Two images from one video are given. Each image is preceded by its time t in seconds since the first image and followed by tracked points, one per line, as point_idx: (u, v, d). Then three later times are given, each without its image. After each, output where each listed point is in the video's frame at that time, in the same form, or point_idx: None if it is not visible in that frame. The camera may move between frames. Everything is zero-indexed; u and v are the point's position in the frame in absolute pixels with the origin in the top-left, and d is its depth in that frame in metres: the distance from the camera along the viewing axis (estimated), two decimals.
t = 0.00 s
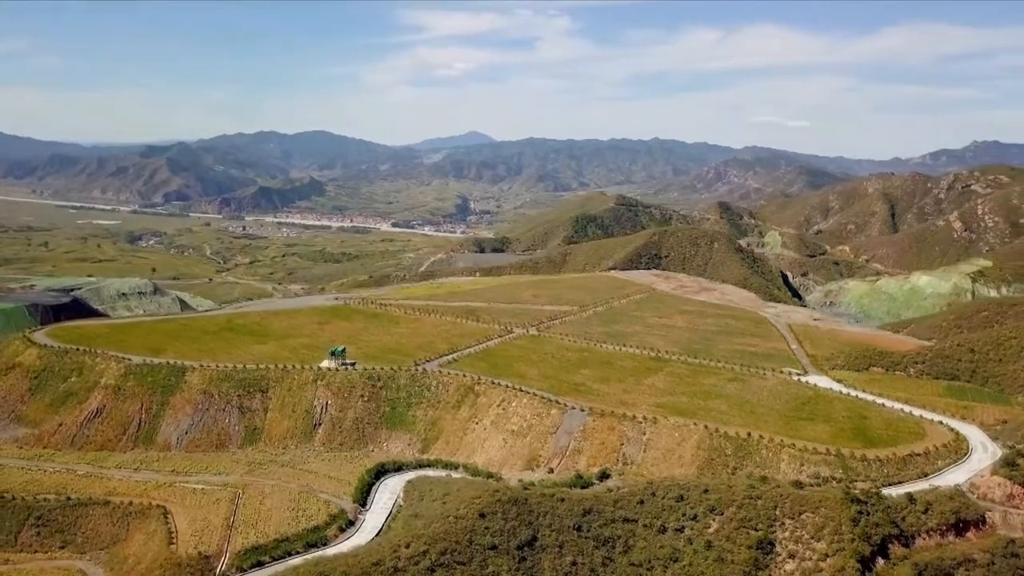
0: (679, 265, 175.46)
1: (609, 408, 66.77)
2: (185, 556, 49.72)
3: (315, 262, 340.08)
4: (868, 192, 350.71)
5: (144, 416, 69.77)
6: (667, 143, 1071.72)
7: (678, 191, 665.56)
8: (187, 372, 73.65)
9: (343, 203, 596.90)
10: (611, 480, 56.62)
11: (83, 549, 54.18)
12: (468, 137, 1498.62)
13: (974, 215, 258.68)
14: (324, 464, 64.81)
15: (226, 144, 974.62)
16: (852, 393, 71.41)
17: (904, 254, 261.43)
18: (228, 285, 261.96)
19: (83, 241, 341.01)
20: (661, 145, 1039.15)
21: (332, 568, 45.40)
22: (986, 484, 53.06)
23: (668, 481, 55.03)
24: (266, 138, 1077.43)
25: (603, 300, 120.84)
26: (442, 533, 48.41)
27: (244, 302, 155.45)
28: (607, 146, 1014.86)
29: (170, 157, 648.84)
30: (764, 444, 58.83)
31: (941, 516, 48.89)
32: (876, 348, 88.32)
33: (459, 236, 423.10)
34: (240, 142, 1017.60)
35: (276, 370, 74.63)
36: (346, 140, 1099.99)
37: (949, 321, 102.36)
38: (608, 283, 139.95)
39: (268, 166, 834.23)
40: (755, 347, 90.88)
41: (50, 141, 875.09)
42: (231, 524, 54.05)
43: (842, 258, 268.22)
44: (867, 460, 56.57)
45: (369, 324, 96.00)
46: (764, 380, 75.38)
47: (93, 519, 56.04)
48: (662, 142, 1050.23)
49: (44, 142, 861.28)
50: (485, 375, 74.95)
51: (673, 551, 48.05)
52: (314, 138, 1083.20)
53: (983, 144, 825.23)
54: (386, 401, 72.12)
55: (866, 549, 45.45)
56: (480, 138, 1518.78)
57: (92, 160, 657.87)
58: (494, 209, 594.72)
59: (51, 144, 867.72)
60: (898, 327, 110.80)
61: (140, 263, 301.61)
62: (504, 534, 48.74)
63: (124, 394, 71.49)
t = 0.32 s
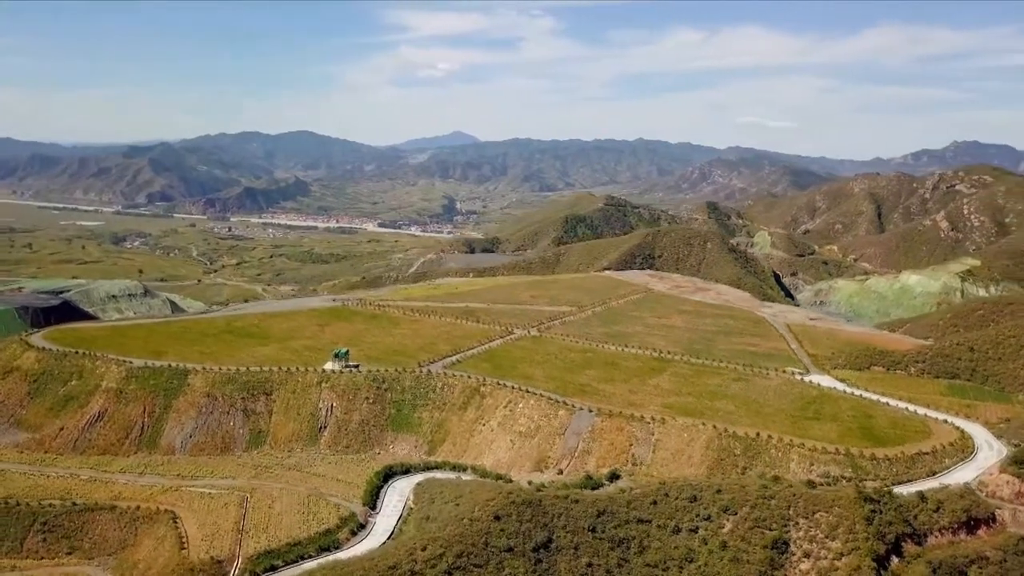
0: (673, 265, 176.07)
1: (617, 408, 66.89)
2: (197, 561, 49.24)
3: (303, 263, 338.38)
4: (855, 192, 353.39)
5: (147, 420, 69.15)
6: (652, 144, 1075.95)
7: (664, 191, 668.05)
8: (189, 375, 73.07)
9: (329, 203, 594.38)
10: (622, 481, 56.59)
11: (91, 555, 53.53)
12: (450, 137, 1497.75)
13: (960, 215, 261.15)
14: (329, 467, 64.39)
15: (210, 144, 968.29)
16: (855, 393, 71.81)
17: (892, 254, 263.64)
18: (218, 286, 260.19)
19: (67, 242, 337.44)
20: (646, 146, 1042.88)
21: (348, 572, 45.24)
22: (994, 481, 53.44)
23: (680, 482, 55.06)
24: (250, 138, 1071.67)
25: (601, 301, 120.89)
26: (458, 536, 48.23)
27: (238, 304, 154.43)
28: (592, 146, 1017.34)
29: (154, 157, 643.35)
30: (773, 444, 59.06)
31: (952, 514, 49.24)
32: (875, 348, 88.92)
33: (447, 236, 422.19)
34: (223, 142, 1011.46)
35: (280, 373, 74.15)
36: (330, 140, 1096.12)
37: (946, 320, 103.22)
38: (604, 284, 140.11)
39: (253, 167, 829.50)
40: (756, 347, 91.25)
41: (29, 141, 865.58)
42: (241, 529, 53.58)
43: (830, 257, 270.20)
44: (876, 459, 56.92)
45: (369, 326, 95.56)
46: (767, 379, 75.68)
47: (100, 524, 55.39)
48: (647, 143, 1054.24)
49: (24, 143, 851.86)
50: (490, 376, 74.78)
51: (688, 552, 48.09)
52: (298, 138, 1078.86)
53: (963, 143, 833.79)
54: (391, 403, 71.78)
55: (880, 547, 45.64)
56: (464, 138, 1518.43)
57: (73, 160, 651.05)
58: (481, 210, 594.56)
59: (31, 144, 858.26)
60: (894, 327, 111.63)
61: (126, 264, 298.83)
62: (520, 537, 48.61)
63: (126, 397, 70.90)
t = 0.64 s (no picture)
0: (666, 265, 176.66)
1: (623, 408, 67.02)
2: (209, 565, 48.86)
3: (292, 264, 336.70)
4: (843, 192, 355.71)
5: (149, 423, 68.63)
6: (639, 145, 1079.17)
7: (650, 191, 669.88)
8: (191, 377, 72.59)
9: (316, 203, 591.71)
10: (630, 481, 56.65)
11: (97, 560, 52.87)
12: (436, 138, 1496.72)
13: (948, 215, 263.43)
14: (336, 469, 64.14)
15: (194, 144, 961.43)
16: (858, 391, 72.31)
17: (881, 253, 265.67)
18: (207, 287, 258.78)
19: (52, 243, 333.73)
20: (633, 146, 1045.92)
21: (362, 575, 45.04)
22: (1000, 479, 53.92)
23: (689, 483, 55.21)
24: (235, 138, 1065.58)
25: (598, 301, 121.06)
26: (471, 538, 48.12)
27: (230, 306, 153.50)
28: (580, 146, 1018.64)
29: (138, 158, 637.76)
30: (780, 443, 59.38)
31: (960, 513, 49.62)
32: (873, 347, 89.47)
33: (436, 236, 421.26)
34: (209, 142, 1005.01)
35: (283, 375, 73.83)
36: (316, 140, 1091.81)
37: (941, 320, 104.09)
38: (601, 284, 140.35)
39: (238, 167, 824.28)
40: (756, 347, 91.62)
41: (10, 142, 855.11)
42: (250, 532, 53.26)
43: (820, 257, 271.93)
44: (883, 458, 57.31)
45: (369, 327, 95.18)
46: (770, 379, 76.03)
47: (106, 528, 54.89)
48: (634, 143, 1057.35)
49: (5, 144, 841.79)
50: (494, 378, 74.60)
51: (700, 552, 48.17)
52: (284, 138, 1073.89)
53: (946, 143, 841.54)
54: (395, 404, 71.55)
55: (892, 546, 45.92)
56: (450, 138, 1517.35)
57: (57, 160, 644.62)
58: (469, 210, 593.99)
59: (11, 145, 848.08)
60: (889, 327, 112.47)
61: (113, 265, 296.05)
62: (533, 538, 48.55)
63: (128, 400, 70.31)
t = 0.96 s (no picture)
0: (657, 264, 177.41)
1: (628, 408, 67.13)
2: (220, 571, 48.34)
3: (277, 264, 334.55)
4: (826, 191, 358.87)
5: (151, 427, 67.84)
6: (621, 145, 1082.96)
7: (632, 191, 672.11)
8: (192, 381, 71.86)
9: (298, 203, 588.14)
10: (639, 482, 56.66)
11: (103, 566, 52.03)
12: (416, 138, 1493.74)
13: (931, 214, 266.44)
14: (342, 472, 63.68)
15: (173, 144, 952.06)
16: (859, 390, 72.92)
17: (865, 252, 268.31)
18: (193, 289, 256.36)
19: (31, 245, 328.95)
20: (615, 146, 1049.58)
21: None
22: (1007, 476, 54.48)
23: (699, 483, 55.32)
24: (215, 138, 1056.94)
25: (594, 301, 121.31)
26: (486, 541, 47.91)
27: (220, 309, 152.19)
28: (562, 147, 1020.18)
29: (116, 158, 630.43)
30: (787, 443, 59.73)
31: (969, 509, 49.83)
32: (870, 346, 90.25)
33: (421, 237, 420.09)
34: (188, 142, 996.08)
35: (285, 377, 73.28)
36: (296, 140, 1085.06)
37: (934, 318, 105.19)
38: (594, 284, 140.56)
39: (218, 167, 817.11)
40: (755, 346, 92.14)
41: None
42: (260, 536, 52.76)
43: (806, 256, 274.13)
44: (890, 457, 57.75)
45: (367, 329, 94.71)
46: (771, 378, 76.46)
47: (112, 534, 54.05)
48: (616, 143, 1060.91)
49: None
50: (498, 379, 74.44)
51: (714, 551, 48.20)
52: (264, 138, 1066.38)
53: (924, 143, 851.08)
54: (399, 406, 71.23)
55: (904, 543, 46.15)
56: (431, 138, 1513.82)
57: (33, 160, 635.64)
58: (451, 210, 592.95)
59: None
60: (881, 325, 113.53)
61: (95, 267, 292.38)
62: (548, 540, 48.37)
63: (127, 404, 69.43)
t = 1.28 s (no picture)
0: (649, 264, 177.96)
1: (633, 408, 67.23)
2: None
3: (265, 265, 332.59)
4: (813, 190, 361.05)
5: (152, 429, 67.25)
6: (606, 145, 1085.15)
7: (618, 191, 673.51)
8: (192, 383, 71.25)
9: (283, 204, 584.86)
10: (646, 482, 56.68)
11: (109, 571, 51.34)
12: (400, 138, 1490.10)
13: (917, 213, 268.69)
14: (347, 474, 63.37)
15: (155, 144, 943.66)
16: (859, 388, 73.45)
17: (852, 250, 270.25)
18: (180, 291, 253.98)
19: (14, 246, 325.04)
20: (600, 146, 1051.77)
21: None
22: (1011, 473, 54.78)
23: (707, 483, 55.39)
24: (197, 138, 1049.06)
25: (589, 301, 121.49)
26: (498, 542, 47.80)
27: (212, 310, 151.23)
28: (547, 146, 1020.82)
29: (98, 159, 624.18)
30: (793, 441, 60.08)
31: (975, 506, 49.55)
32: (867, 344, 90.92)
33: (408, 237, 418.84)
34: (170, 142, 988.02)
35: (287, 379, 72.93)
36: (279, 140, 1078.78)
37: (929, 316, 105.99)
38: (588, 284, 140.78)
39: (202, 167, 810.98)
40: (754, 345, 92.54)
41: None
42: (267, 541, 52.36)
43: (794, 255, 275.69)
44: (894, 455, 58.02)
45: (365, 329, 94.21)
46: (772, 377, 76.82)
47: (117, 538, 53.42)
48: (601, 143, 1063.02)
49: None
50: (500, 379, 74.32)
51: (724, 551, 48.23)
52: (247, 138, 1059.67)
53: (906, 143, 858.21)
54: (402, 407, 71.03)
55: (914, 540, 46.15)
56: (415, 138, 1510.13)
57: (13, 161, 627.66)
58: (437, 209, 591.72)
59: None
60: (876, 323, 114.32)
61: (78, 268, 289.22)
62: (559, 541, 48.32)
63: (127, 407, 68.74)
